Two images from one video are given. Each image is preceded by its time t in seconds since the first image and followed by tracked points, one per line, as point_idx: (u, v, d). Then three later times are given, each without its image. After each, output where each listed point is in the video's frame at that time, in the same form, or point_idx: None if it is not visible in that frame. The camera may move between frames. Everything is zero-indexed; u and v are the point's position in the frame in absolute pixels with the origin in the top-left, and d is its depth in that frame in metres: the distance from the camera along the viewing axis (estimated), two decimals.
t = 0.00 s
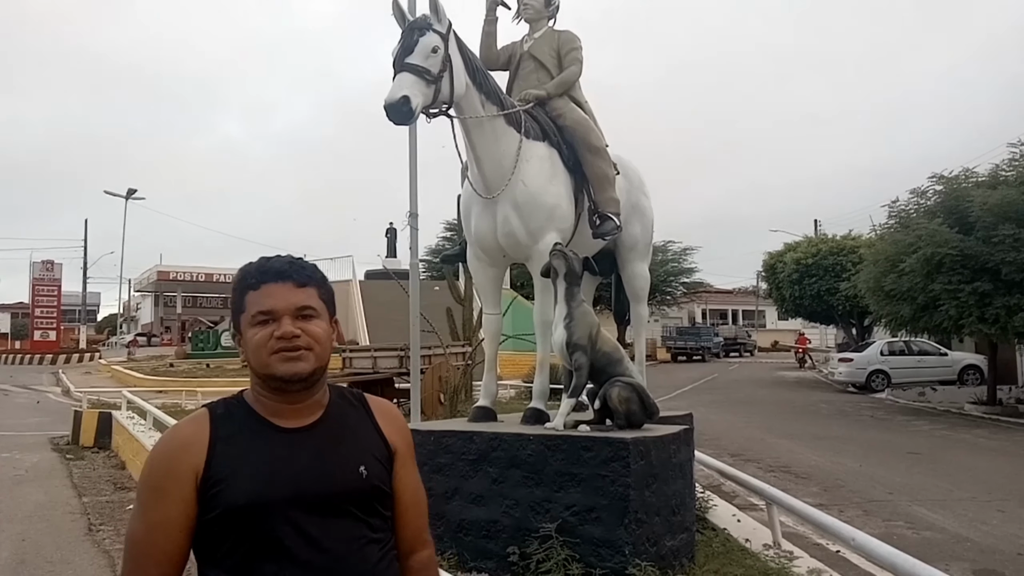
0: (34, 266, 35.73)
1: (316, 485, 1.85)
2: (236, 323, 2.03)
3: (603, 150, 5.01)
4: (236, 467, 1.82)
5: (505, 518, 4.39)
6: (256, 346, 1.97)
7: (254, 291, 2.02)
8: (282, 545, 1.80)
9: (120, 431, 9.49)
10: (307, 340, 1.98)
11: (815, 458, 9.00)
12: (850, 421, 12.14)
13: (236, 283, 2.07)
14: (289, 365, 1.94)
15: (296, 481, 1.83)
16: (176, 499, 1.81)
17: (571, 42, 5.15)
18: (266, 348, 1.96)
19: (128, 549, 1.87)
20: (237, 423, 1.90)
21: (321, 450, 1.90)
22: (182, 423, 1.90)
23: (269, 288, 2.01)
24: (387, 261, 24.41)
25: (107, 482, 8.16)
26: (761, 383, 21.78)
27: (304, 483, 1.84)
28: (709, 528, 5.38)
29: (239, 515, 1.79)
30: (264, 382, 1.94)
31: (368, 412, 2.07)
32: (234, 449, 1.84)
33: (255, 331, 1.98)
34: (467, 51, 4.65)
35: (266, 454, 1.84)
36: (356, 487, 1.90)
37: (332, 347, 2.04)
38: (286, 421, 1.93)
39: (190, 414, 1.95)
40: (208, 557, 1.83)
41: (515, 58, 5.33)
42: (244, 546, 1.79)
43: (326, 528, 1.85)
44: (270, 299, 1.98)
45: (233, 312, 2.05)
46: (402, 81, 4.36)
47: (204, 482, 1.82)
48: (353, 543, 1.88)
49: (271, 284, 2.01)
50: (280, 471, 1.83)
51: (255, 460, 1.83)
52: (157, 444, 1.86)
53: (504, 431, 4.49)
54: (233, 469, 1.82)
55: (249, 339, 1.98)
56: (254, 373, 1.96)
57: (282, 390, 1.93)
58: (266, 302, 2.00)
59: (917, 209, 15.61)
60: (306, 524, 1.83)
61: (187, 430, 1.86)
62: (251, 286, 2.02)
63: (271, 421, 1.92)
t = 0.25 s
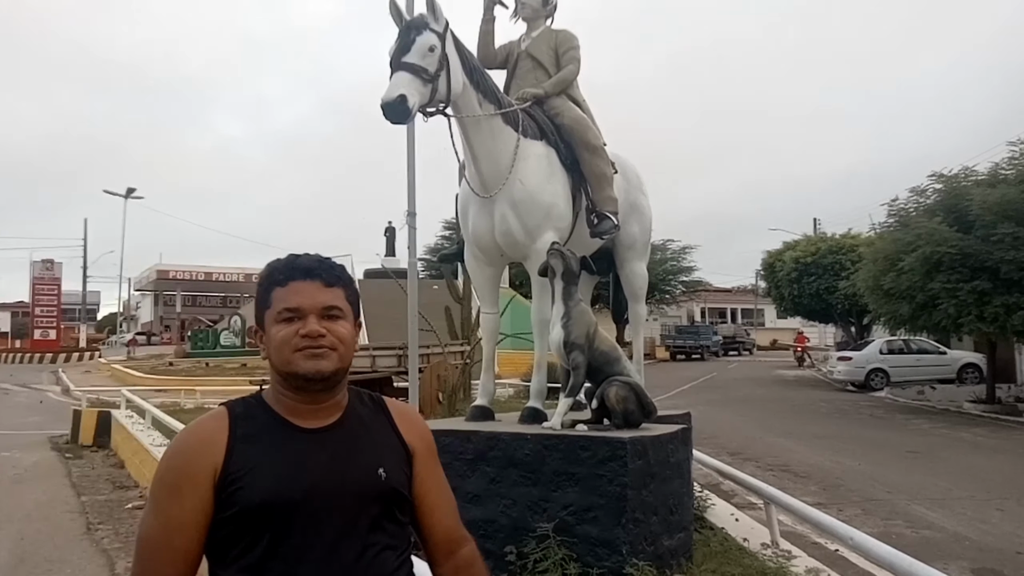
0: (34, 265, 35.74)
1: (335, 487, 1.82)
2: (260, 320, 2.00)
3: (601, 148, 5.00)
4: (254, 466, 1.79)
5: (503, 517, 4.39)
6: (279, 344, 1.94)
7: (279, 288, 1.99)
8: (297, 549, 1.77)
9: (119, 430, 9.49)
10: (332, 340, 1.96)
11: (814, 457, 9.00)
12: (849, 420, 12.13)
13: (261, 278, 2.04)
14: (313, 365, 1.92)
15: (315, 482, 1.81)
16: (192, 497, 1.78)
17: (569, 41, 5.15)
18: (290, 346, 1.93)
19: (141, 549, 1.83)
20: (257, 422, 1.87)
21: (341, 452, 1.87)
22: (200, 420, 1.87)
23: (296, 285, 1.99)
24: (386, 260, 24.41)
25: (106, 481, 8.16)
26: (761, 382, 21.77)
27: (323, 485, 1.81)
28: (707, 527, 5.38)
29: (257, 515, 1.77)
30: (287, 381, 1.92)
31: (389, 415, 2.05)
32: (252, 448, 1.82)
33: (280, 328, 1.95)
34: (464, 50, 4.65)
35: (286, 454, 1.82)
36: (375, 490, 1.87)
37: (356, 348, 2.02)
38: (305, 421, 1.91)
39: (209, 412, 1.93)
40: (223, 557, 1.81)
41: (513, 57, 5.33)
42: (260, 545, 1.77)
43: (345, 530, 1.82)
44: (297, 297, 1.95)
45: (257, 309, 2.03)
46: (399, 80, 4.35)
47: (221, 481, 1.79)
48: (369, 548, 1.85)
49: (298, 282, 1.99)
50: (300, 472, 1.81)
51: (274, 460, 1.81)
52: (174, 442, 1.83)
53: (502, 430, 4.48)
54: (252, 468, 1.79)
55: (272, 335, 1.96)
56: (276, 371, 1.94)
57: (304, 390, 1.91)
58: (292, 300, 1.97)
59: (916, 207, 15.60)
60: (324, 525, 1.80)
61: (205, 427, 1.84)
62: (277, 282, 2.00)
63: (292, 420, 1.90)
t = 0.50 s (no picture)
0: (33, 266, 35.77)
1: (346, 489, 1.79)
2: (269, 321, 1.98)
3: (597, 148, 5.01)
4: (262, 468, 1.77)
5: (499, 517, 4.39)
6: (289, 344, 1.92)
7: (289, 287, 1.97)
8: (306, 553, 1.74)
9: (116, 430, 9.49)
10: (343, 339, 1.93)
11: (811, 456, 9.00)
12: (846, 419, 12.14)
13: (269, 279, 2.02)
14: (323, 364, 1.89)
15: (324, 485, 1.77)
16: (199, 499, 1.76)
17: (566, 41, 5.15)
18: (300, 345, 1.91)
19: (150, 553, 1.82)
20: (267, 423, 1.85)
21: (353, 454, 1.84)
22: (210, 422, 1.85)
23: (306, 284, 1.96)
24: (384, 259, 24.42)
25: (102, 481, 8.17)
26: (759, 381, 21.78)
27: (333, 487, 1.78)
28: (703, 526, 5.38)
29: (264, 518, 1.74)
30: (297, 382, 1.89)
31: (406, 414, 2.01)
32: (260, 450, 1.79)
33: (289, 328, 1.93)
34: (460, 50, 4.66)
35: (295, 456, 1.79)
36: (387, 494, 1.83)
37: (368, 346, 1.99)
38: (317, 423, 1.88)
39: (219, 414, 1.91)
40: (232, 560, 1.78)
41: (509, 57, 5.34)
42: (267, 550, 1.74)
43: (354, 533, 1.79)
44: (306, 296, 1.93)
45: (266, 310, 2.01)
46: (395, 79, 4.35)
47: (228, 482, 1.77)
48: (381, 551, 1.81)
49: (307, 281, 1.97)
50: (309, 475, 1.77)
51: (282, 461, 1.78)
52: (183, 443, 1.81)
53: (497, 430, 4.48)
54: (259, 470, 1.76)
55: (282, 336, 1.93)
56: (286, 372, 1.91)
57: (314, 391, 1.88)
58: (301, 299, 1.95)
59: (914, 206, 15.61)
60: (334, 527, 1.77)
61: (214, 428, 1.81)
62: (286, 282, 1.98)
63: (303, 421, 1.87)
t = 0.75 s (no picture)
0: (31, 266, 35.76)
1: (354, 499, 1.78)
2: (275, 325, 1.98)
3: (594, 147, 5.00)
4: (269, 476, 1.75)
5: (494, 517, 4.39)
6: (296, 347, 1.91)
7: (297, 290, 1.97)
8: (312, 566, 1.74)
9: (111, 430, 9.49)
10: (351, 343, 1.92)
11: (808, 455, 9.01)
12: (843, 419, 12.15)
13: (276, 282, 2.02)
14: (332, 369, 1.88)
15: (332, 494, 1.76)
16: (203, 506, 1.74)
17: (562, 40, 5.15)
18: (307, 349, 1.90)
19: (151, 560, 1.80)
20: (273, 430, 1.83)
21: (361, 464, 1.83)
22: (215, 426, 1.84)
23: (314, 288, 1.96)
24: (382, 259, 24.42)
25: (97, 481, 8.16)
26: (756, 380, 21.79)
27: (340, 498, 1.76)
28: (699, 525, 5.39)
29: (270, 528, 1.72)
30: (305, 387, 1.88)
31: (416, 422, 2.00)
32: (266, 457, 1.78)
33: (297, 331, 1.92)
34: (456, 49, 4.66)
35: (302, 465, 1.77)
36: (394, 506, 1.82)
37: (376, 350, 1.98)
38: (325, 429, 1.88)
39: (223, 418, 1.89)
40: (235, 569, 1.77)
41: (506, 56, 5.34)
42: (273, 561, 1.73)
43: (361, 545, 1.78)
44: (314, 299, 1.92)
45: (272, 313, 2.00)
46: (390, 78, 4.35)
47: (234, 489, 1.75)
48: (386, 565, 1.81)
49: (315, 284, 1.96)
50: (317, 485, 1.76)
51: (289, 469, 1.76)
52: (187, 448, 1.79)
53: (493, 429, 4.48)
54: (266, 478, 1.75)
55: (290, 340, 1.93)
56: (294, 376, 1.90)
57: (322, 396, 1.87)
58: (309, 302, 1.94)
59: (911, 206, 15.62)
60: (340, 538, 1.76)
61: (220, 434, 1.80)
62: (294, 285, 1.97)
63: (311, 428, 1.87)
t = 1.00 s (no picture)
0: (27, 266, 35.71)
1: (351, 502, 1.78)
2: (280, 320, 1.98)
3: (589, 147, 5.01)
4: (267, 473, 1.75)
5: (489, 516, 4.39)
6: (302, 341, 1.91)
7: (304, 283, 1.97)
8: (308, 567, 1.73)
9: (106, 431, 9.48)
10: (358, 337, 1.93)
11: (803, 455, 9.02)
12: (838, 418, 12.17)
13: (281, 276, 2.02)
14: (339, 363, 1.89)
15: (330, 495, 1.76)
16: (198, 502, 1.74)
17: (559, 40, 5.15)
18: (313, 342, 1.90)
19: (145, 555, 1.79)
20: (273, 427, 1.84)
21: (360, 466, 1.83)
22: (213, 421, 1.83)
23: (323, 281, 1.96)
24: (379, 259, 24.41)
25: (92, 481, 8.15)
26: (751, 380, 21.82)
27: (339, 499, 1.76)
28: (695, 525, 5.40)
29: (266, 528, 1.72)
30: (309, 381, 1.88)
31: (418, 422, 2.00)
32: (265, 454, 1.78)
33: (304, 324, 1.92)
34: (452, 48, 4.66)
35: (301, 464, 1.77)
36: (392, 510, 1.82)
37: (382, 345, 1.99)
38: (326, 427, 1.88)
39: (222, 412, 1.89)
40: (228, 567, 1.77)
41: (502, 56, 5.34)
42: (268, 561, 1.73)
43: (358, 548, 1.78)
44: (323, 292, 1.93)
45: (277, 308, 2.00)
46: (386, 77, 4.35)
47: (230, 487, 1.75)
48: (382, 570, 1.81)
49: (323, 277, 1.97)
50: (315, 485, 1.76)
51: (289, 468, 1.76)
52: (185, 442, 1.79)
53: (488, 429, 4.48)
54: (264, 477, 1.74)
55: (295, 333, 1.93)
56: (298, 370, 1.90)
57: (327, 391, 1.87)
58: (316, 296, 1.95)
59: (907, 207, 15.65)
60: (339, 540, 1.76)
61: (219, 430, 1.80)
62: (301, 279, 1.98)
63: (312, 425, 1.87)
